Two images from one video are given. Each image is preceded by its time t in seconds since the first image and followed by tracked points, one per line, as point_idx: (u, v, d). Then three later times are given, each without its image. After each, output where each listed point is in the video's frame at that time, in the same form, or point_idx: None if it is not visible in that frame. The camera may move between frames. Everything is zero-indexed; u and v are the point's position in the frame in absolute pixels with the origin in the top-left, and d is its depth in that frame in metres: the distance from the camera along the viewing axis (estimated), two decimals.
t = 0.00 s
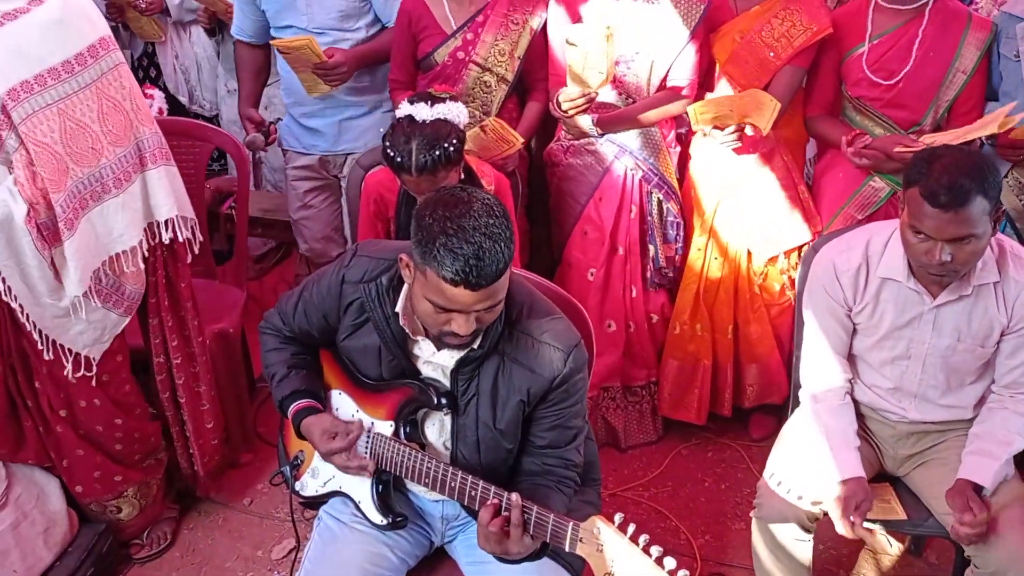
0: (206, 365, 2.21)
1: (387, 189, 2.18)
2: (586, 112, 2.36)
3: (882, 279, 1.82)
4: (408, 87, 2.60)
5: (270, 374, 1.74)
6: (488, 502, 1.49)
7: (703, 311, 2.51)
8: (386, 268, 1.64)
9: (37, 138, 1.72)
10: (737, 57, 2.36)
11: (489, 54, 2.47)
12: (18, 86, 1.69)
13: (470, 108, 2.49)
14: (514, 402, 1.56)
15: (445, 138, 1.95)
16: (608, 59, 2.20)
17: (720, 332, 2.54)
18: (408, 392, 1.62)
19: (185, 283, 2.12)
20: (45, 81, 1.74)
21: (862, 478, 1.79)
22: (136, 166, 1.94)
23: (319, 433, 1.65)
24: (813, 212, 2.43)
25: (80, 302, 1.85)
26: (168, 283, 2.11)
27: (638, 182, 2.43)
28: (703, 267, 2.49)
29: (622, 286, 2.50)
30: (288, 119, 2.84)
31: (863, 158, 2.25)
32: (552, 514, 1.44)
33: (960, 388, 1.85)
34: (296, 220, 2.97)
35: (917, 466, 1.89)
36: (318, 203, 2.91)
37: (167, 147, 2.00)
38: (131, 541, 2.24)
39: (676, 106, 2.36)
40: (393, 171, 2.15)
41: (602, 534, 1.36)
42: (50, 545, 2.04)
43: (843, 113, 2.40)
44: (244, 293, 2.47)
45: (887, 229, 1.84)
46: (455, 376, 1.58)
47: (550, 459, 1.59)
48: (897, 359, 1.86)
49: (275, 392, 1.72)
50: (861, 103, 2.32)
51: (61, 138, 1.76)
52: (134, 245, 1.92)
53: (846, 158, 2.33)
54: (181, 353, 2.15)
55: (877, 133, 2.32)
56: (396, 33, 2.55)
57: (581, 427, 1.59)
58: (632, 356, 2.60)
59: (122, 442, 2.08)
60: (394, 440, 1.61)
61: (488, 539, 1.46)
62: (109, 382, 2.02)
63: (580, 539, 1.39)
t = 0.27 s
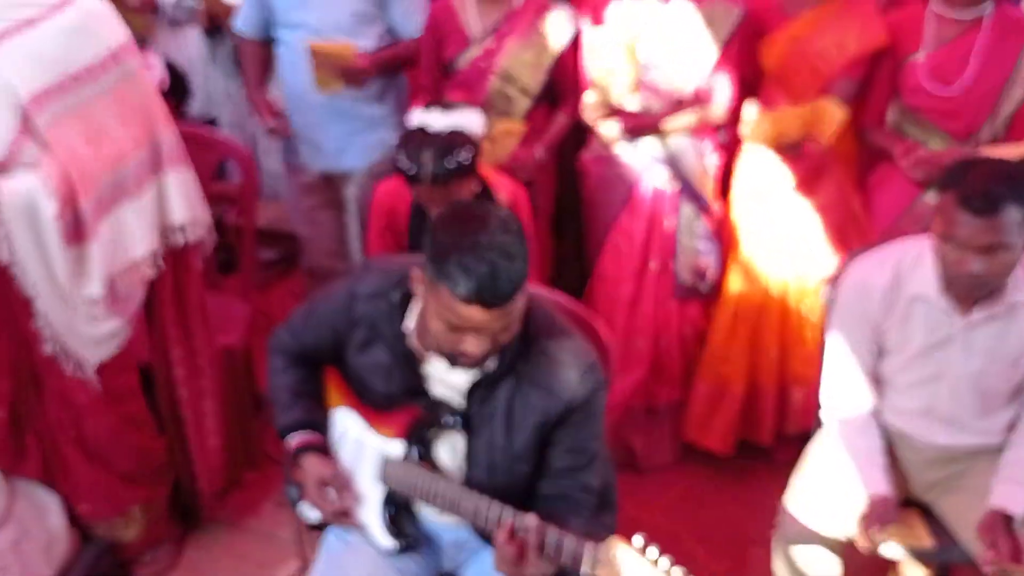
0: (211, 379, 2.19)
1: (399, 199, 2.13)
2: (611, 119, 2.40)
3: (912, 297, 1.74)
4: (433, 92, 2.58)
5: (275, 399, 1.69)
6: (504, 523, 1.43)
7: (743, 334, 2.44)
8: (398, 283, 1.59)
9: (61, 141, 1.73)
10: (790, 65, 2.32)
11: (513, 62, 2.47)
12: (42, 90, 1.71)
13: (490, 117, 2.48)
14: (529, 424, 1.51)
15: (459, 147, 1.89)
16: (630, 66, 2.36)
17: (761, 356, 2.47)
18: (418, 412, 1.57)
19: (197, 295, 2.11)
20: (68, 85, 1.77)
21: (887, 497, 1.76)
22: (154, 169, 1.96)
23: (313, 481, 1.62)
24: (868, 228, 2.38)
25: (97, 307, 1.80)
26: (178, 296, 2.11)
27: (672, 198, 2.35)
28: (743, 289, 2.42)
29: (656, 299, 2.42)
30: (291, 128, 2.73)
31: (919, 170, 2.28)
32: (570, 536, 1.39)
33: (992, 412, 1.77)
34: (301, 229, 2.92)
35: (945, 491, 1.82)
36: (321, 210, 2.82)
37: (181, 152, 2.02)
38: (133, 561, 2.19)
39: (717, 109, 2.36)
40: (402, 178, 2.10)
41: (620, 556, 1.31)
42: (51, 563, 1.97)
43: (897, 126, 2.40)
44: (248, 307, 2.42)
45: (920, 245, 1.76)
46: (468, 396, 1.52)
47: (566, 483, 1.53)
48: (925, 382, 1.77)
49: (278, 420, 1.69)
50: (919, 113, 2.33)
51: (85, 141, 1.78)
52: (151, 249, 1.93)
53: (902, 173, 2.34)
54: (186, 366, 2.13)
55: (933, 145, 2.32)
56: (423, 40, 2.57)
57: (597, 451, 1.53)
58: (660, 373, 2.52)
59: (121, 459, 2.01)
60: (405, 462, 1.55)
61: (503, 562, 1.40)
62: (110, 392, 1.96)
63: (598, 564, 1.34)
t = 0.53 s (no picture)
0: (236, 390, 2.23)
1: (419, 212, 2.14)
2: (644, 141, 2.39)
3: (928, 312, 1.73)
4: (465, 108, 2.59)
5: (293, 409, 1.71)
6: (520, 536, 1.43)
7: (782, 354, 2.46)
8: (415, 293, 1.59)
9: (99, 150, 1.77)
10: (824, 87, 2.33)
11: (542, 79, 2.47)
12: (82, 102, 1.76)
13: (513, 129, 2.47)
14: (546, 436, 1.50)
15: (477, 159, 1.90)
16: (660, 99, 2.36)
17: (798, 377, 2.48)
18: (433, 422, 1.58)
19: (227, 309, 2.17)
20: (108, 98, 1.81)
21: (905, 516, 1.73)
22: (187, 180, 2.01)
23: (330, 491, 1.64)
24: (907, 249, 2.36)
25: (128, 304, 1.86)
26: (208, 310, 2.16)
27: (707, 214, 2.38)
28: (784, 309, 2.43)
29: (686, 318, 2.45)
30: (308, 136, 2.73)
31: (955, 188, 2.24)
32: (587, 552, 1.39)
33: (1008, 429, 1.77)
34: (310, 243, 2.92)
35: (963, 508, 1.82)
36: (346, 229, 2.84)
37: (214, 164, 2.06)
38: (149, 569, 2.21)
39: (734, 137, 2.36)
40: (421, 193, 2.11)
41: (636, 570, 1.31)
42: (69, 568, 2.00)
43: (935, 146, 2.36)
44: (263, 318, 2.43)
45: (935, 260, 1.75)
46: (484, 407, 1.52)
47: (582, 495, 1.52)
48: (941, 398, 1.77)
49: (296, 429, 1.71)
50: (958, 135, 2.31)
51: (123, 152, 1.82)
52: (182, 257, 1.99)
53: (940, 193, 2.32)
54: (212, 375, 2.18)
55: (971, 165, 2.30)
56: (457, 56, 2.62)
57: (613, 463, 1.52)
58: (684, 391, 2.54)
59: (155, 456, 2.09)
60: (421, 473, 1.56)
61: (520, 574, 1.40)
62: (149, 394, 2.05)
63: None
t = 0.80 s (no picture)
0: (267, 400, 2.26)
1: (438, 223, 2.18)
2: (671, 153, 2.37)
3: (945, 330, 1.76)
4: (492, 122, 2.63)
5: (318, 412, 1.73)
6: (538, 545, 1.46)
7: (799, 363, 2.50)
8: (439, 304, 1.62)
9: (127, 162, 1.82)
10: (845, 103, 2.35)
11: (564, 97, 2.50)
12: (116, 117, 1.82)
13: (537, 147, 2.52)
14: (564, 446, 1.53)
15: (500, 172, 1.93)
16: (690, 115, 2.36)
17: (813, 386, 2.52)
18: (453, 431, 1.60)
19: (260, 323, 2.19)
20: (144, 114, 1.85)
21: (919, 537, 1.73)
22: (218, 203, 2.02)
23: (360, 489, 1.63)
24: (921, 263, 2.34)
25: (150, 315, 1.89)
26: (241, 320, 2.18)
27: (726, 226, 2.41)
28: (801, 317, 2.48)
29: (704, 329, 2.48)
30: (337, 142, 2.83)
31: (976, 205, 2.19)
32: (603, 560, 1.42)
33: None
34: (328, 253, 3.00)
35: (978, 524, 1.80)
36: (369, 237, 2.95)
37: (248, 187, 2.08)
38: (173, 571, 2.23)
39: (752, 155, 2.33)
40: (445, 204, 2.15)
41: None
42: (94, 568, 2.06)
43: (956, 158, 2.35)
44: (290, 324, 2.47)
45: (952, 278, 1.78)
46: (506, 416, 1.55)
47: (600, 505, 1.54)
48: (959, 414, 1.78)
49: (323, 429, 1.71)
50: (980, 148, 2.27)
51: (150, 168, 1.86)
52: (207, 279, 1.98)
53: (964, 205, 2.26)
54: (243, 385, 2.20)
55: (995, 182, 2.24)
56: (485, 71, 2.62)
57: (631, 474, 1.54)
58: (699, 402, 2.58)
59: (193, 459, 2.15)
60: (441, 479, 1.58)
61: None
62: (187, 401, 2.10)
63: None
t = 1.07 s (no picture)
0: (295, 413, 2.27)
1: (465, 235, 2.22)
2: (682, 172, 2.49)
3: (967, 348, 1.75)
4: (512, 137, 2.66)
5: (343, 419, 1.74)
6: (559, 558, 1.48)
7: (812, 375, 2.47)
8: (466, 316, 1.65)
9: (160, 176, 1.85)
10: (860, 119, 2.39)
11: (585, 113, 2.53)
12: (150, 133, 1.85)
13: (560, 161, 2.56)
14: (586, 459, 1.54)
15: (526, 187, 1.96)
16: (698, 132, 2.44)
17: (828, 399, 2.49)
18: (477, 441, 1.63)
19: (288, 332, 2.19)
20: (176, 130, 1.89)
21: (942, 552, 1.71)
22: (248, 217, 2.06)
23: (387, 494, 1.64)
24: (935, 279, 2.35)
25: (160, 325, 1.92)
26: (269, 331, 2.20)
27: (743, 246, 2.44)
28: (815, 328, 2.46)
29: (724, 344, 2.49)
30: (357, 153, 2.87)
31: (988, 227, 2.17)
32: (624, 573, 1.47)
33: None
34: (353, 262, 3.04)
35: (1001, 544, 1.81)
36: (390, 247, 2.99)
37: (279, 201, 2.13)
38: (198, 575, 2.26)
39: (774, 173, 2.37)
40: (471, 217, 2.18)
41: None
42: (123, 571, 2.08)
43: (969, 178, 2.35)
44: (319, 333, 2.51)
45: (974, 297, 1.78)
46: (528, 426, 1.57)
47: (620, 517, 1.55)
48: (982, 432, 1.78)
49: (347, 438, 1.72)
50: (989, 171, 2.26)
51: (182, 183, 1.89)
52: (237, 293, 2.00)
53: (975, 227, 2.24)
54: (270, 396, 2.22)
55: (1006, 203, 2.23)
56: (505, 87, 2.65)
57: (653, 487, 1.55)
58: (719, 416, 2.56)
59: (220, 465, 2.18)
60: (463, 489, 1.61)
61: None
62: (213, 407, 2.14)
63: None
